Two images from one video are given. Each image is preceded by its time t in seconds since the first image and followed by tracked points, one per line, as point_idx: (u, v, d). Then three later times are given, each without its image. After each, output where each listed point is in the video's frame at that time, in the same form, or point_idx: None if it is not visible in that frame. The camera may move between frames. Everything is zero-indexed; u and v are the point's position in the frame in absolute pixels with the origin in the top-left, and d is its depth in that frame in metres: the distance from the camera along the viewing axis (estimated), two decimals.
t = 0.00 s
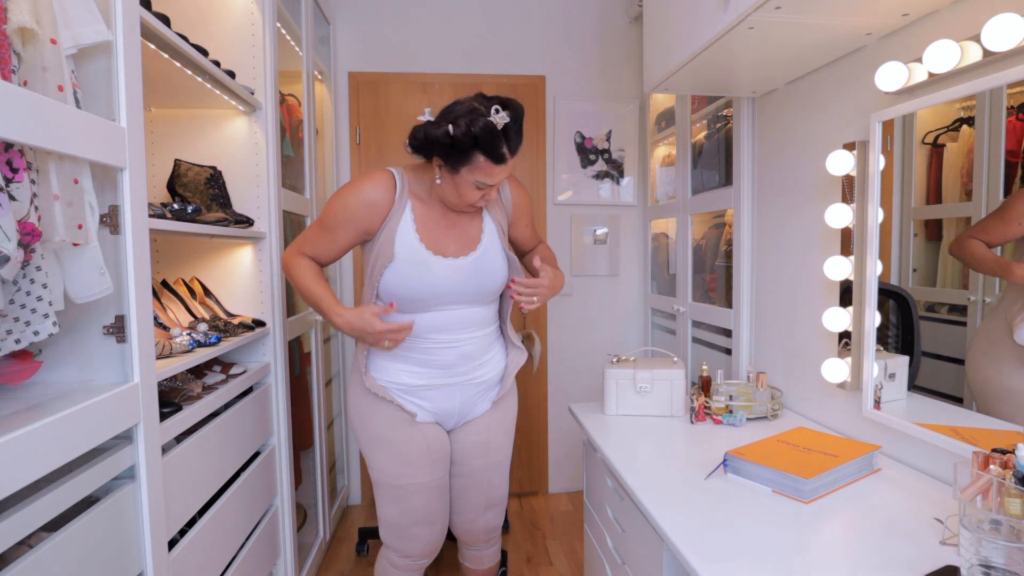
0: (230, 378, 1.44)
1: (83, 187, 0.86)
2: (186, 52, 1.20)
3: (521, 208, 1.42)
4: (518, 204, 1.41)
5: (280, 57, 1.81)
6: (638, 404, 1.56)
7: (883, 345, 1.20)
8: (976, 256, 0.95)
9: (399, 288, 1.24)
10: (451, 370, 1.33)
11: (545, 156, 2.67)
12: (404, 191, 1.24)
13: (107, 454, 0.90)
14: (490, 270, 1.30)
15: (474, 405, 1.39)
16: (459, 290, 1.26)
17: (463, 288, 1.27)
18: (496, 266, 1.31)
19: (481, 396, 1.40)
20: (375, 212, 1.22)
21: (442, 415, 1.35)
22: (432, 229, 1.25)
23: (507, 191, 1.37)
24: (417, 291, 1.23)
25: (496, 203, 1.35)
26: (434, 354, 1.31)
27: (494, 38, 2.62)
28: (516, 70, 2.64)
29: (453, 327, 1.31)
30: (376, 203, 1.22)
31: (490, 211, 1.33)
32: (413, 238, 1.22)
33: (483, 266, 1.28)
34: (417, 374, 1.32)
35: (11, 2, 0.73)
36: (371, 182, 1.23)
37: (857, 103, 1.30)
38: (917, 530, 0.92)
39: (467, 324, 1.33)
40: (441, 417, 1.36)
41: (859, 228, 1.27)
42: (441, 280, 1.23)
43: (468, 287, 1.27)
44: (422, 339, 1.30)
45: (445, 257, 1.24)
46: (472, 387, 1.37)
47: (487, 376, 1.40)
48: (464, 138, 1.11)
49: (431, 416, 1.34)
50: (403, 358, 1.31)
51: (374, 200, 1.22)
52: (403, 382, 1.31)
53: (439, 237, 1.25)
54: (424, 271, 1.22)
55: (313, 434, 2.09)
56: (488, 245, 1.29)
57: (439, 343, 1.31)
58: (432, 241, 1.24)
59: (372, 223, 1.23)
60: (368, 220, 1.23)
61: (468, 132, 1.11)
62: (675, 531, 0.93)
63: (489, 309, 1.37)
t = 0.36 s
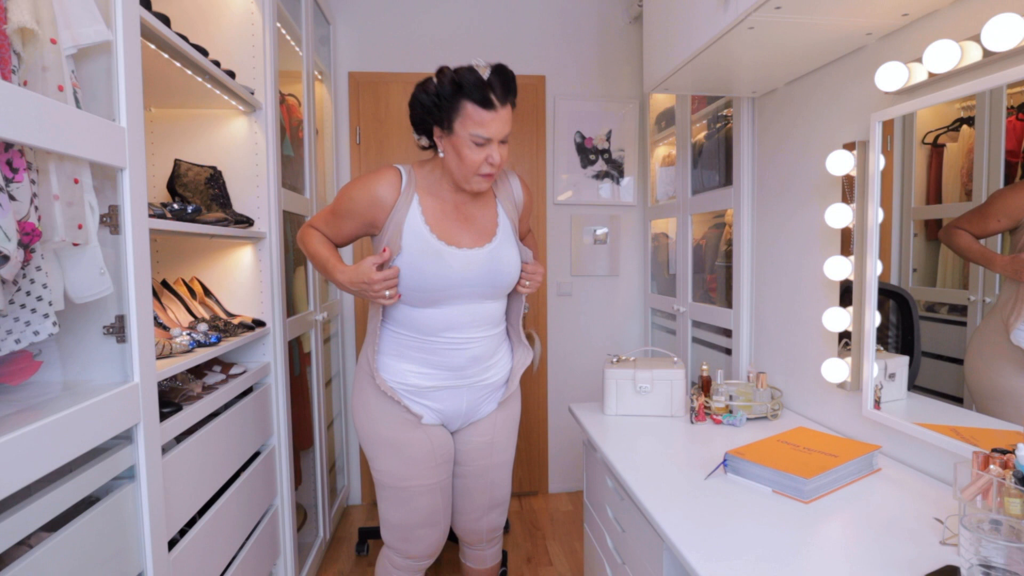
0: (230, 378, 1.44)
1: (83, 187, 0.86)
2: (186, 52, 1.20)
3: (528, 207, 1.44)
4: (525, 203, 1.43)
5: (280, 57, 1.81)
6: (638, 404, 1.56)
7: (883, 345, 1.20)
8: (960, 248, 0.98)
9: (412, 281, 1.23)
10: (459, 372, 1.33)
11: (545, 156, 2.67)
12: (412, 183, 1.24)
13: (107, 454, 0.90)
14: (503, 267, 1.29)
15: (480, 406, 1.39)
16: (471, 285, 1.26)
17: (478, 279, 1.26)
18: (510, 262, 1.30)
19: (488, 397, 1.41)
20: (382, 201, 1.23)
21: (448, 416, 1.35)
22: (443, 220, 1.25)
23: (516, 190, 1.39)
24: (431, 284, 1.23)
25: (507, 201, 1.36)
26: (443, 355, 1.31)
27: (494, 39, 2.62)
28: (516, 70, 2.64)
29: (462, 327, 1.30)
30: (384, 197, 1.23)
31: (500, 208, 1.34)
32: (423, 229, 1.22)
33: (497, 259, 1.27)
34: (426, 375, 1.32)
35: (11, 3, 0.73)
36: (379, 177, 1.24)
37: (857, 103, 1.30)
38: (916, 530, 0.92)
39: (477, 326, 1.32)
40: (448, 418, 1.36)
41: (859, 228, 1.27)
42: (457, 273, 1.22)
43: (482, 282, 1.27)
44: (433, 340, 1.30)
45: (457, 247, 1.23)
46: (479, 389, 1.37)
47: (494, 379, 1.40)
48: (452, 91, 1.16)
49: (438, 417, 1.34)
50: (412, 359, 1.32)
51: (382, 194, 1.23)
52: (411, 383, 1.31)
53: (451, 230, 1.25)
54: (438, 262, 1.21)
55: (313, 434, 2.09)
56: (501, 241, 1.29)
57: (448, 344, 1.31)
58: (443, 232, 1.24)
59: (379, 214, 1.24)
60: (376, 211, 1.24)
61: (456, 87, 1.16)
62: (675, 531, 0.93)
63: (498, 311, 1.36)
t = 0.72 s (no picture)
0: (230, 378, 1.44)
1: (83, 187, 0.86)
2: (186, 52, 1.20)
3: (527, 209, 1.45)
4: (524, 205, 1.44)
5: (280, 56, 1.81)
6: (638, 404, 1.56)
7: (883, 345, 1.20)
8: (981, 274, 0.94)
9: (406, 272, 1.24)
10: (457, 373, 1.33)
11: (545, 156, 2.67)
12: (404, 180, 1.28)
13: (107, 454, 0.90)
14: (497, 260, 1.29)
15: (480, 409, 1.38)
16: (466, 278, 1.26)
17: (471, 272, 1.26)
18: (505, 256, 1.30)
19: (488, 400, 1.39)
20: (377, 199, 1.28)
21: (447, 418, 1.35)
22: (436, 214, 1.27)
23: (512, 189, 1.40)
24: (426, 277, 1.24)
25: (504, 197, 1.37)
26: (441, 354, 1.31)
27: (494, 39, 2.62)
28: (516, 70, 2.64)
29: (459, 325, 1.30)
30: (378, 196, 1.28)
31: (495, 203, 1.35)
32: (416, 221, 1.23)
33: (489, 250, 1.28)
34: (424, 375, 1.32)
35: (11, 3, 0.73)
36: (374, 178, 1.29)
37: (857, 103, 1.30)
38: (916, 530, 0.92)
39: (474, 324, 1.32)
40: (447, 421, 1.35)
41: (859, 228, 1.27)
42: (449, 264, 1.23)
43: (475, 275, 1.27)
44: (430, 339, 1.30)
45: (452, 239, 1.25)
46: (479, 392, 1.36)
47: (495, 382, 1.38)
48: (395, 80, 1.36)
49: (436, 419, 1.34)
50: (410, 358, 1.32)
51: (377, 193, 1.28)
52: (409, 383, 1.31)
53: (445, 223, 1.27)
54: (430, 253, 1.22)
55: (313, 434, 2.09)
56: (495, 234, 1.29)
57: (446, 343, 1.31)
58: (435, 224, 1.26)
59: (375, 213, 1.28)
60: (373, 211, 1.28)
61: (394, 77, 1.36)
62: (676, 532, 0.93)
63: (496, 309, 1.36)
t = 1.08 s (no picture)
0: (230, 378, 1.44)
1: (83, 187, 0.86)
2: (186, 52, 1.20)
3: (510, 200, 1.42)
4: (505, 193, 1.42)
5: (280, 56, 1.81)
6: (638, 404, 1.56)
7: (883, 345, 1.20)
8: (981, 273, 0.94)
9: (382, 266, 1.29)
10: (437, 366, 1.33)
11: (545, 155, 2.67)
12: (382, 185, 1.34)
13: (107, 454, 0.90)
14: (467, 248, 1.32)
15: (461, 410, 1.35)
16: (438, 262, 1.30)
17: (443, 260, 1.30)
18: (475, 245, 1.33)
19: (470, 404, 1.35)
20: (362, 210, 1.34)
21: (433, 419, 1.34)
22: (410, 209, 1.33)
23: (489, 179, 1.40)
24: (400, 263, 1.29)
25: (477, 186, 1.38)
26: (421, 347, 1.32)
27: (494, 39, 2.62)
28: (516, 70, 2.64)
29: (438, 316, 1.32)
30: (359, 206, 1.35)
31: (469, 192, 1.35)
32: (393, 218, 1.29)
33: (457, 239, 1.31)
34: (406, 370, 1.32)
35: (11, 2, 0.73)
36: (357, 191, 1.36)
37: (857, 103, 1.30)
38: (916, 530, 0.92)
39: (451, 314, 1.33)
40: (433, 420, 1.34)
41: (859, 228, 1.27)
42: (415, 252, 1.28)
43: (445, 263, 1.31)
44: (409, 332, 1.32)
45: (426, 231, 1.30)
46: (463, 388, 1.34)
47: (479, 377, 1.36)
48: (368, 81, 1.32)
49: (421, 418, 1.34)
50: (391, 351, 1.33)
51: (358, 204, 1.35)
52: (389, 373, 1.32)
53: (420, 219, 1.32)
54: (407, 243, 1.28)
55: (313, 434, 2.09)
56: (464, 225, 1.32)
57: (426, 335, 1.32)
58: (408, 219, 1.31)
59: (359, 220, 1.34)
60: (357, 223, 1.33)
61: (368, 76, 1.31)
62: (676, 532, 0.93)
63: (475, 300, 1.36)
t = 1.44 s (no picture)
0: (230, 378, 1.44)
1: (83, 187, 0.86)
2: (185, 52, 1.20)
3: (481, 175, 1.41)
4: (475, 172, 1.41)
5: (280, 56, 1.81)
6: (638, 404, 1.56)
7: (883, 345, 1.20)
8: (981, 273, 0.94)
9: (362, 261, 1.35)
10: (415, 370, 1.32)
11: (545, 155, 2.67)
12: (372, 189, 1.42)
13: (107, 454, 0.90)
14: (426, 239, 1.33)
15: (444, 415, 1.33)
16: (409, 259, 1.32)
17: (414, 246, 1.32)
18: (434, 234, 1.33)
19: (452, 409, 1.34)
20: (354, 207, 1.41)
21: (415, 424, 1.34)
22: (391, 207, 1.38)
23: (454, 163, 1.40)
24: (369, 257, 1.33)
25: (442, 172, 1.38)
26: (398, 351, 1.32)
27: (494, 39, 2.62)
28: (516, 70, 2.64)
29: (418, 318, 1.31)
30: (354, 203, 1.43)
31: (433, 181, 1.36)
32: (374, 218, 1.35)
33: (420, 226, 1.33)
34: (385, 372, 1.32)
35: (11, 2, 0.73)
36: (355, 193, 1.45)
37: (857, 103, 1.30)
38: (916, 530, 0.92)
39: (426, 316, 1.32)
40: (415, 426, 1.35)
41: (859, 228, 1.27)
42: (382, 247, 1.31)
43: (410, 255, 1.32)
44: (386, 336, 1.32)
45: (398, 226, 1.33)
46: (442, 393, 1.32)
47: (459, 381, 1.33)
48: (338, 95, 1.31)
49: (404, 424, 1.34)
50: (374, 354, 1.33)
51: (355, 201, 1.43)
52: (371, 377, 1.32)
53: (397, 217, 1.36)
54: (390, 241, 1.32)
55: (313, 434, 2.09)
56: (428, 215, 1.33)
57: (406, 337, 1.31)
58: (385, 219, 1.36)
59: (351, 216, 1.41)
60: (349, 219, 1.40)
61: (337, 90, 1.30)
62: (676, 532, 0.93)
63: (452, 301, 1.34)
